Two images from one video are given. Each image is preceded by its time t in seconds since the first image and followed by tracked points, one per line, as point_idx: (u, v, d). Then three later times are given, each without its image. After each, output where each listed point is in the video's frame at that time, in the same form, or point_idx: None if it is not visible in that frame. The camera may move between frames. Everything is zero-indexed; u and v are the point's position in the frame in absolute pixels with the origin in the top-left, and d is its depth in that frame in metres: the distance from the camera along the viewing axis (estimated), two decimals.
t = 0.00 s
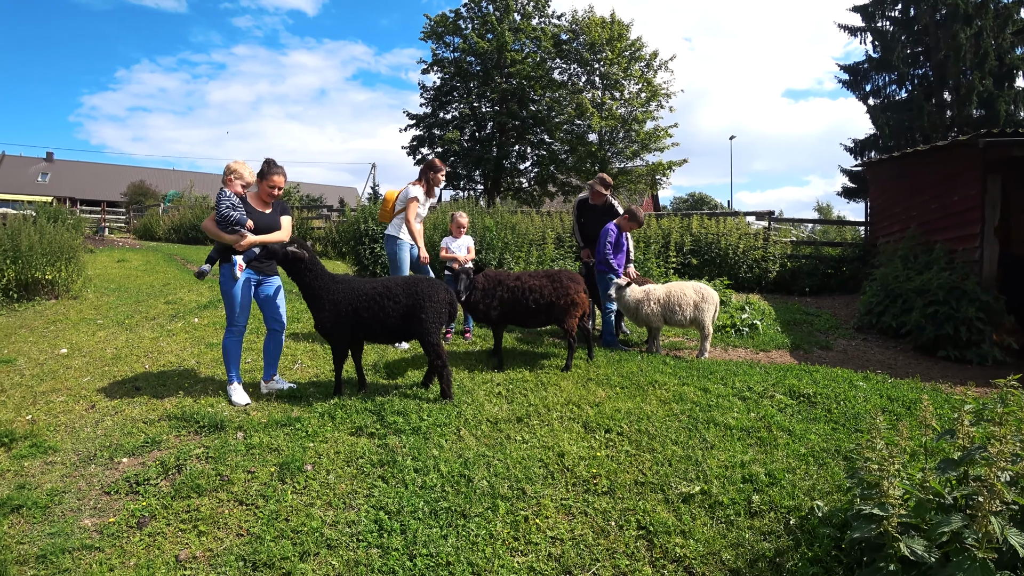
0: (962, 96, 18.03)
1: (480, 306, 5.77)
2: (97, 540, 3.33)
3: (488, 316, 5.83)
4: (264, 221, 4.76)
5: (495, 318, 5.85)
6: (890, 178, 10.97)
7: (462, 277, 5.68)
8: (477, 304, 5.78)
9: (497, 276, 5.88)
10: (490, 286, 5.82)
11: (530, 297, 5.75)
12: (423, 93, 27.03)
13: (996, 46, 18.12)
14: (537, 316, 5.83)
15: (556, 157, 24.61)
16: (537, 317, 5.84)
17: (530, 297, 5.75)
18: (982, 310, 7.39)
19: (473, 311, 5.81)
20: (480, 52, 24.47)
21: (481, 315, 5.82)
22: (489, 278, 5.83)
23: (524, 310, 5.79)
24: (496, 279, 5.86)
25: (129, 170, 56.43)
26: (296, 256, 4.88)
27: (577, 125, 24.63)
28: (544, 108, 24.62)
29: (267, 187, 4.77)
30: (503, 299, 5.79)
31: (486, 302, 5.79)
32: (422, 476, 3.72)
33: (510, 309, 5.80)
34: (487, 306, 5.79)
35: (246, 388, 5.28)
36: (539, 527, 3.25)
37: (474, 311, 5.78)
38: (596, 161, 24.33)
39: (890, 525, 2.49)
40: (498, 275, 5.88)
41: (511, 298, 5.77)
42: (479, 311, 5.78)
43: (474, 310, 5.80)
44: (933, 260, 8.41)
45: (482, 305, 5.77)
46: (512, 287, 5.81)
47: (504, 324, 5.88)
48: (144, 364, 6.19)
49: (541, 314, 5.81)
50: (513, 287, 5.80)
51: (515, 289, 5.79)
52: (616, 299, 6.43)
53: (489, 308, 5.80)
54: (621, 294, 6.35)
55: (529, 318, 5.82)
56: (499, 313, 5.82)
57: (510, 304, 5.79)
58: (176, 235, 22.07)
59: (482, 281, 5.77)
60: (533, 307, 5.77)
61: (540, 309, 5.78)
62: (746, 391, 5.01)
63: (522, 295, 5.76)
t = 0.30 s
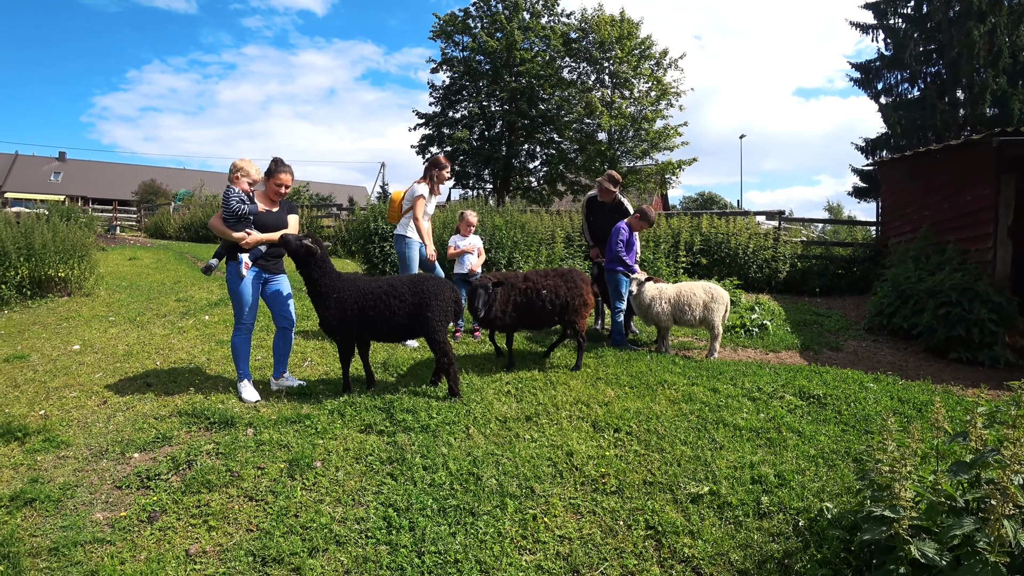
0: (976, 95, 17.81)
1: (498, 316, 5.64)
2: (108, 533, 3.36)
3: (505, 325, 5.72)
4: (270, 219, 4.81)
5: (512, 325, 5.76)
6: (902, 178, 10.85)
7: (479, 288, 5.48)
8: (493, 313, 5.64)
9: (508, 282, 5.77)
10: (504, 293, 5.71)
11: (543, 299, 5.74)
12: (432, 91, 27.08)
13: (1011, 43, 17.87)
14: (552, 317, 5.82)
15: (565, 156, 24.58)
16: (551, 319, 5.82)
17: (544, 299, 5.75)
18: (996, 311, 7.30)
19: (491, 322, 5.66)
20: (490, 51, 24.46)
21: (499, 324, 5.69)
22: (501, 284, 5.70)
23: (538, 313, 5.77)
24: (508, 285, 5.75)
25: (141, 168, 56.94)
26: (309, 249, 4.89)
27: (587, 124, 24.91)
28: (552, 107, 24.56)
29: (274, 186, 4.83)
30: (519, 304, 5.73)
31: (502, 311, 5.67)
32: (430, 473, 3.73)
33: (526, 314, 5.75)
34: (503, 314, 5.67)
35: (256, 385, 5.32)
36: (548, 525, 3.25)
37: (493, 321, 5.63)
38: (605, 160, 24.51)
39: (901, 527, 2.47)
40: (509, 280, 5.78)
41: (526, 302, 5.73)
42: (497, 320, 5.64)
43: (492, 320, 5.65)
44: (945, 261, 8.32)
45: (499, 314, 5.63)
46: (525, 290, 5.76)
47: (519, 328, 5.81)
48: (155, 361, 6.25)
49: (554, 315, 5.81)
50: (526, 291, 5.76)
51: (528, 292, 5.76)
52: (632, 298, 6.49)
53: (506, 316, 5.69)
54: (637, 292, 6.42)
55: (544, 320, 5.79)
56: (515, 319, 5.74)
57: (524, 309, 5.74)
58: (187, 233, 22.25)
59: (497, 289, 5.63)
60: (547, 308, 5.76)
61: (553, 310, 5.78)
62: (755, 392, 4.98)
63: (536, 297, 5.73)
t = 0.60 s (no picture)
0: (984, 95, 17.70)
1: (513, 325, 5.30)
2: (113, 528, 3.39)
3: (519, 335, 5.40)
4: (273, 214, 4.83)
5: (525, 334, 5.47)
6: (909, 178, 10.78)
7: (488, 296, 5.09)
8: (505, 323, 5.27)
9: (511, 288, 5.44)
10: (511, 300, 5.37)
11: (546, 300, 5.67)
12: (437, 90, 27.10)
13: (1020, 43, 17.73)
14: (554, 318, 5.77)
15: (570, 154, 24.57)
16: (553, 320, 5.77)
17: (546, 300, 5.67)
18: (1003, 312, 7.25)
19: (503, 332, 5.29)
20: (495, 49, 24.43)
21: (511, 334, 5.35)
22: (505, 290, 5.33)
23: (543, 315, 5.63)
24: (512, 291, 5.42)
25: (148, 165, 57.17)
26: (324, 245, 4.93)
27: (592, 123, 24.62)
28: (558, 106, 24.46)
29: (277, 180, 4.87)
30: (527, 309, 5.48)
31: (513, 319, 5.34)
32: (434, 471, 3.73)
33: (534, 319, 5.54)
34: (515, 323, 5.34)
35: (260, 381, 5.35)
36: (550, 523, 3.26)
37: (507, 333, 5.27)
38: (610, 159, 24.40)
39: (904, 528, 2.46)
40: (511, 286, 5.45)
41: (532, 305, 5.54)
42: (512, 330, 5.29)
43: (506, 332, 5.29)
44: (952, 262, 8.27)
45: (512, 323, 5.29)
46: (529, 294, 5.56)
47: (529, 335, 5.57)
48: (161, 357, 6.29)
49: (556, 316, 5.78)
50: (529, 294, 5.57)
51: (531, 295, 5.59)
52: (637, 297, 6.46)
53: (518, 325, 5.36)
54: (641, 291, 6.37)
55: (547, 321, 5.71)
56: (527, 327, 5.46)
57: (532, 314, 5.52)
58: (193, 230, 22.34)
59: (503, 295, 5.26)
60: (550, 309, 5.70)
61: (555, 310, 5.74)
62: (760, 391, 4.97)
63: (540, 299, 5.62)
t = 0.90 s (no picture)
0: (986, 92, 17.65)
1: (516, 333, 4.83)
2: (115, 524, 3.40)
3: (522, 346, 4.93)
4: (265, 211, 4.84)
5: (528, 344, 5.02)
6: (910, 175, 10.77)
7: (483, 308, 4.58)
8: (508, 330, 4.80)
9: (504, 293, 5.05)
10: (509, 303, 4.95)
11: (541, 300, 5.33)
12: (438, 86, 27.05)
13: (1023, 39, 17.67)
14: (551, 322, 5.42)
15: (571, 151, 24.53)
16: (552, 323, 5.42)
17: (543, 302, 5.34)
18: (1004, 309, 7.24)
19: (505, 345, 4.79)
20: (496, 46, 24.34)
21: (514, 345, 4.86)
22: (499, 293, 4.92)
23: (543, 318, 5.26)
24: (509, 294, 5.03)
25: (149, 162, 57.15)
26: (323, 244, 4.96)
27: (593, 120, 24.33)
28: (558, 103, 24.15)
29: (269, 176, 4.87)
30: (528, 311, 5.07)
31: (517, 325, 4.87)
32: (434, 466, 3.74)
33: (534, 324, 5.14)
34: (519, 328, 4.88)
35: (262, 377, 5.36)
36: (551, 519, 3.26)
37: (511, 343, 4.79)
38: (611, 156, 24.36)
39: (905, 522, 2.45)
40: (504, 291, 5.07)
41: (532, 307, 5.16)
42: (513, 340, 4.80)
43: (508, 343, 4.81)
44: (953, 259, 8.25)
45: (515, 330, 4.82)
46: (526, 295, 5.19)
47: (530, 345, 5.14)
48: (162, 354, 6.30)
49: (553, 319, 5.44)
50: (527, 297, 5.20)
51: (528, 296, 5.22)
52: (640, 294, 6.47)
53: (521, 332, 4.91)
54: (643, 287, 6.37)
55: (548, 323, 5.35)
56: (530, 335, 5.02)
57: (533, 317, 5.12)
58: (194, 227, 22.36)
59: (499, 302, 4.81)
60: (548, 310, 5.36)
61: (553, 312, 5.41)
62: (760, 387, 4.97)
63: (538, 301, 5.26)
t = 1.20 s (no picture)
0: (989, 87, 17.60)
1: (503, 344, 4.56)
2: (119, 516, 3.41)
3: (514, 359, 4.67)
4: (258, 208, 4.86)
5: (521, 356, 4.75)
6: (913, 169, 10.74)
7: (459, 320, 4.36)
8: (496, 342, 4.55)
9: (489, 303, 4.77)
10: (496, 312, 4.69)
11: (536, 307, 5.03)
12: (438, 81, 26.97)
13: None
14: (549, 330, 5.12)
15: (572, 146, 24.49)
16: (550, 331, 5.11)
17: (538, 309, 5.04)
18: (1006, 305, 7.23)
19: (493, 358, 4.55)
20: (497, 40, 24.22)
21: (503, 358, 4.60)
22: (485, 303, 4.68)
23: (539, 326, 4.97)
24: (497, 303, 4.77)
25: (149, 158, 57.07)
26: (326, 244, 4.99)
27: (594, 115, 24.61)
28: (560, 97, 24.38)
29: (264, 174, 4.90)
30: (520, 320, 4.78)
31: (506, 336, 4.61)
32: (436, 459, 3.76)
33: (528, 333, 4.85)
34: (507, 339, 4.62)
35: (264, 372, 5.36)
36: (553, 511, 3.27)
37: (498, 355, 4.54)
38: (612, 151, 24.35)
39: (906, 515, 2.46)
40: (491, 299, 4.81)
41: (526, 315, 4.87)
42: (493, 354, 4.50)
43: (496, 355, 4.55)
44: (955, 254, 8.24)
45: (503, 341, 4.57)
46: (518, 302, 4.90)
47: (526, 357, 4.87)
48: (164, 349, 6.31)
49: (551, 327, 5.14)
50: (519, 304, 4.91)
51: (521, 303, 4.94)
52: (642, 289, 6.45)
53: (510, 343, 4.64)
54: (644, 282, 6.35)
55: (545, 332, 5.04)
56: (522, 346, 4.74)
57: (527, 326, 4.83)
58: (195, 223, 22.35)
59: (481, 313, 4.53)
60: (543, 318, 5.06)
61: (550, 320, 5.11)
62: (762, 382, 4.98)
63: (532, 308, 4.96)
